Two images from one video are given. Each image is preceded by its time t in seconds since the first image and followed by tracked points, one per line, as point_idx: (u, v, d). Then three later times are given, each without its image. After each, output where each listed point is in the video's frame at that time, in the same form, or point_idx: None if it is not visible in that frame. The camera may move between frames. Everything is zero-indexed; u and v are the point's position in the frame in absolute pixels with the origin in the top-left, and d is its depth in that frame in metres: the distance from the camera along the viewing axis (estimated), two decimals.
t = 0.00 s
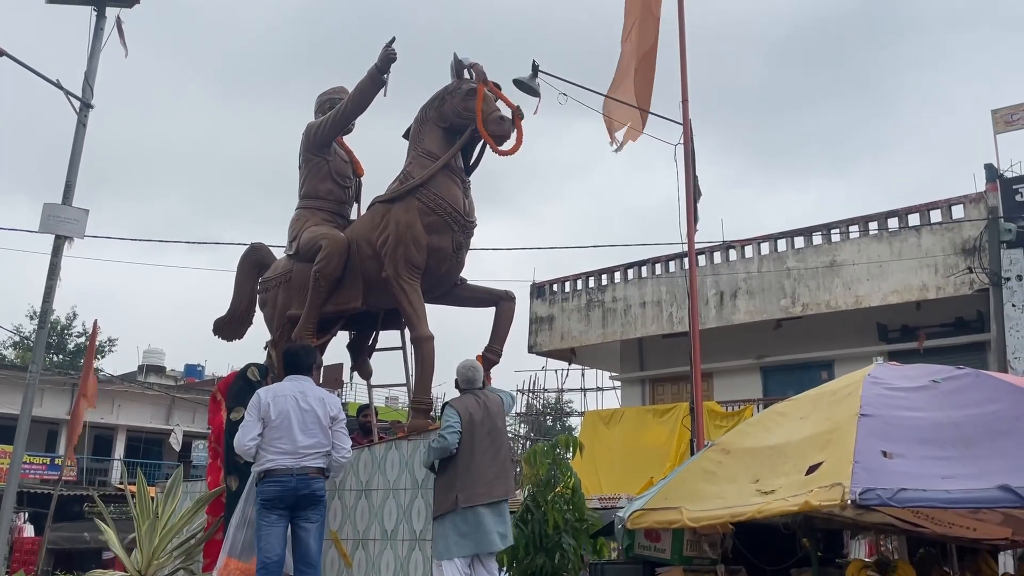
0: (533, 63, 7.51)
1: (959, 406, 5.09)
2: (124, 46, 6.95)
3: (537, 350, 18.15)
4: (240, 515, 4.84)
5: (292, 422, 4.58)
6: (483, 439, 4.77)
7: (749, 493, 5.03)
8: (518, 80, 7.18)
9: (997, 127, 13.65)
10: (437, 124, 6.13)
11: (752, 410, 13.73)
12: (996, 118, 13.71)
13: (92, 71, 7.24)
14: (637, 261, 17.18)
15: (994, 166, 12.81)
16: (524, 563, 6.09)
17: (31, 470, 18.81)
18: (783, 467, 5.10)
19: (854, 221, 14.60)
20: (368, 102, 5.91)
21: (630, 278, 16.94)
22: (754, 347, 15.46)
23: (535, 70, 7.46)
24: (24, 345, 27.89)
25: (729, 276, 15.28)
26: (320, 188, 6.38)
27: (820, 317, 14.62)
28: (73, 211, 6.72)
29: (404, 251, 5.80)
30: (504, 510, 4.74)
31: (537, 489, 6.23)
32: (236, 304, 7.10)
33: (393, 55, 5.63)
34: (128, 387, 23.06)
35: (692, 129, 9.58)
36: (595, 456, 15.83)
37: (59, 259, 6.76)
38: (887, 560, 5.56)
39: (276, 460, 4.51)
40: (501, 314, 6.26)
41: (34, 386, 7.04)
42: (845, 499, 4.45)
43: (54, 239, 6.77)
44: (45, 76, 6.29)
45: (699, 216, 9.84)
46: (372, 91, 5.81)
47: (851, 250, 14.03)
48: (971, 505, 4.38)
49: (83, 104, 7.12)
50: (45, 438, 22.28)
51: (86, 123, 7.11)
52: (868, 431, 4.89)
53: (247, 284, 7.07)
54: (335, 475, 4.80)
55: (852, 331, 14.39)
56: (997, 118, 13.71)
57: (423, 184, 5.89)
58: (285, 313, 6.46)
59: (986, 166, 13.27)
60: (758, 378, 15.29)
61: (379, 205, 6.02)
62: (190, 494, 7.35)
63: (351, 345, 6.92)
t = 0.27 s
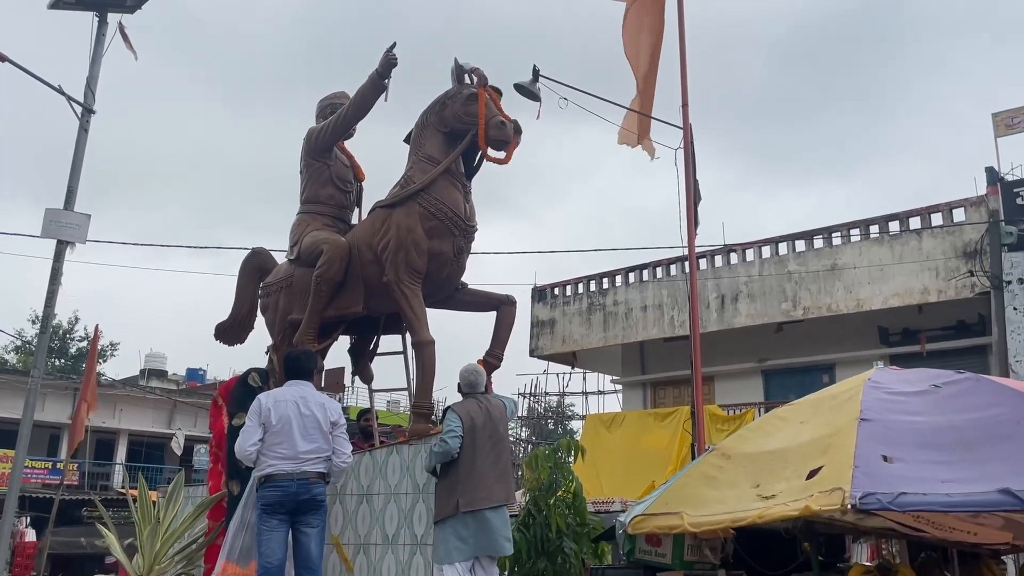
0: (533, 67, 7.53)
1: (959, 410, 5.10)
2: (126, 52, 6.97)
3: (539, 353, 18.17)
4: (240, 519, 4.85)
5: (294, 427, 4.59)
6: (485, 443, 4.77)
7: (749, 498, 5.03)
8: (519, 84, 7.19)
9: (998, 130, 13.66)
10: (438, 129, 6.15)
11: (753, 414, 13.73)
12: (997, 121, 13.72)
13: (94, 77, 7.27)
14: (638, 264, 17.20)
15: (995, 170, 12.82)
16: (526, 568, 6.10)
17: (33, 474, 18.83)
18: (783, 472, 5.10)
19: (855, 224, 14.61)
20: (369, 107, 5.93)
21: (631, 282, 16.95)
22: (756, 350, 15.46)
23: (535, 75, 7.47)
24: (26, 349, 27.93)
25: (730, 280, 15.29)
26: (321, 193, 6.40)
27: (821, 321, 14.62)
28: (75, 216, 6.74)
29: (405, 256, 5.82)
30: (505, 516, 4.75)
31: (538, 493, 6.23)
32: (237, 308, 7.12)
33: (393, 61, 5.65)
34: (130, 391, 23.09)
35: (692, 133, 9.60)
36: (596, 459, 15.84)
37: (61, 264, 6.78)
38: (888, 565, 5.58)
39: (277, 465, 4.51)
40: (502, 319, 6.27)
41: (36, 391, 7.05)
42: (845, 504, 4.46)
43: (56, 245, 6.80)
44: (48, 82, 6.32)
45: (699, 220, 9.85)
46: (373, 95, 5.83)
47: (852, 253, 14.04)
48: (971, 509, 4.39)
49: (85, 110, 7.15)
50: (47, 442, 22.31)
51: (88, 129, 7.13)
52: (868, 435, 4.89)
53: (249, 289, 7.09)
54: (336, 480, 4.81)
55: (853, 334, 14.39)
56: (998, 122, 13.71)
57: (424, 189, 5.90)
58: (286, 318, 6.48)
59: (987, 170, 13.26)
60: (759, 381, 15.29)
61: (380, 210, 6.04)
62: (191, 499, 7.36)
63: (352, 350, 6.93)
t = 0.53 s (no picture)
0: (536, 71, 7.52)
1: (963, 414, 5.08)
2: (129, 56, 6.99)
3: (541, 356, 18.15)
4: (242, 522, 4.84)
5: (297, 432, 4.59)
6: (485, 448, 4.75)
7: (753, 502, 5.01)
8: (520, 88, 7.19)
9: (1001, 132, 13.64)
10: (440, 133, 6.16)
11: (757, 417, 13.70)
12: (1000, 123, 13.70)
13: (97, 82, 7.28)
14: (641, 267, 17.19)
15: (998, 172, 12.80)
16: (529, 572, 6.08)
17: (36, 478, 18.85)
18: (787, 476, 5.08)
19: (858, 227, 14.59)
20: (371, 111, 5.93)
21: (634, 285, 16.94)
22: (759, 353, 15.44)
23: (538, 79, 7.47)
24: (29, 353, 27.95)
25: (733, 282, 15.28)
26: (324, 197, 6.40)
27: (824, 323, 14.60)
28: (77, 220, 6.75)
29: (408, 259, 5.82)
30: (505, 521, 4.71)
31: (541, 497, 6.22)
32: (239, 312, 7.11)
33: (395, 65, 5.65)
34: (133, 395, 23.10)
35: (694, 136, 9.59)
36: (600, 462, 15.82)
37: (64, 269, 6.78)
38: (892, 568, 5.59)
39: (280, 469, 4.51)
40: (504, 322, 6.26)
41: (39, 396, 7.05)
42: (849, 509, 4.44)
43: (59, 249, 6.81)
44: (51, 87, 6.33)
45: (702, 223, 9.84)
46: (376, 99, 5.83)
47: (855, 256, 14.02)
48: (975, 514, 4.37)
49: (88, 114, 7.16)
50: (50, 446, 22.32)
51: (91, 133, 7.14)
52: (872, 440, 4.87)
53: (252, 293, 7.09)
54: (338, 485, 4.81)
55: (856, 337, 14.37)
56: (1000, 123, 13.70)
57: (426, 193, 5.90)
58: (289, 322, 6.48)
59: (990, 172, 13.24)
60: (763, 385, 15.26)
61: (382, 213, 6.04)
62: (194, 503, 7.36)
63: (355, 354, 6.93)
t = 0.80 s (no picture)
0: (540, 74, 7.53)
1: (968, 417, 5.07)
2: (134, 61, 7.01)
3: (546, 359, 18.16)
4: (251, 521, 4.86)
5: (304, 435, 4.60)
6: (472, 453, 4.67)
7: (759, 505, 5.01)
8: (524, 91, 7.20)
9: (1006, 133, 13.62)
10: (444, 136, 6.17)
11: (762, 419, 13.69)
12: (1005, 123, 13.68)
13: (102, 87, 7.31)
14: (645, 269, 17.18)
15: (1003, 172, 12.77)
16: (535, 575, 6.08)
17: (42, 482, 18.89)
18: (793, 479, 5.08)
19: (862, 228, 14.57)
20: (375, 115, 5.95)
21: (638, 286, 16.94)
22: (764, 355, 15.42)
23: (542, 81, 7.48)
24: (34, 357, 28.02)
25: (737, 284, 15.26)
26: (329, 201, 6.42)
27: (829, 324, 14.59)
28: (83, 224, 6.77)
29: (412, 263, 5.82)
30: (496, 526, 4.63)
31: (546, 499, 6.23)
32: (244, 316, 7.13)
33: (399, 68, 5.66)
34: (138, 398, 23.15)
35: (698, 138, 9.59)
36: (605, 465, 15.81)
37: (70, 273, 6.80)
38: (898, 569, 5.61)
39: (286, 473, 4.51)
40: (509, 325, 6.27)
41: (45, 400, 7.07)
42: (856, 511, 4.44)
43: (64, 254, 6.83)
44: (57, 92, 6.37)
45: (706, 225, 9.84)
46: (380, 103, 5.85)
47: (860, 257, 14.00)
48: (982, 517, 4.36)
49: (93, 119, 7.19)
50: (56, 450, 22.37)
51: (96, 138, 7.17)
52: (878, 442, 4.87)
53: (256, 297, 7.11)
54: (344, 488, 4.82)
55: (861, 338, 14.35)
56: (1005, 124, 13.68)
57: (431, 197, 5.91)
58: (294, 325, 6.49)
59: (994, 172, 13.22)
60: (768, 386, 15.24)
61: (387, 217, 6.05)
62: (200, 506, 7.38)
63: (360, 357, 6.94)
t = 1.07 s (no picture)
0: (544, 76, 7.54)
1: (975, 416, 5.06)
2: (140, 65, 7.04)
3: (551, 360, 18.15)
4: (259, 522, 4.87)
5: (311, 436, 4.61)
6: (458, 455, 4.57)
7: (766, 506, 5.00)
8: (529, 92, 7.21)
9: (1012, 132, 13.58)
10: (449, 138, 6.18)
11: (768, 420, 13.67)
12: (1011, 123, 13.64)
13: (108, 90, 7.34)
14: (651, 270, 17.17)
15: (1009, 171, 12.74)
16: None
17: (49, 485, 18.94)
18: (800, 479, 5.08)
19: (868, 228, 14.54)
20: (380, 117, 5.96)
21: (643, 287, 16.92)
22: (770, 356, 15.39)
23: (546, 83, 7.48)
24: (41, 360, 28.10)
25: (743, 285, 15.24)
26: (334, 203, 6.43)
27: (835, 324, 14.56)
28: (90, 228, 6.80)
29: (417, 265, 5.84)
30: (485, 530, 4.52)
31: (553, 500, 6.24)
32: (250, 319, 7.14)
33: (405, 71, 5.67)
34: (145, 401, 23.20)
35: (703, 139, 9.59)
36: (611, 466, 15.79)
37: (77, 276, 6.83)
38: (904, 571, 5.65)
39: (293, 475, 4.52)
40: (514, 327, 6.27)
41: (52, 403, 7.10)
42: (863, 511, 4.43)
43: (71, 257, 6.85)
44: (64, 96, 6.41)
45: (712, 226, 9.83)
46: (385, 105, 5.86)
47: (866, 257, 13.98)
48: (989, 516, 4.35)
49: (99, 123, 7.22)
50: (63, 452, 22.43)
51: (102, 142, 7.20)
52: (885, 442, 4.86)
53: (263, 299, 7.12)
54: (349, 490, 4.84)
55: (867, 338, 14.32)
56: (1011, 123, 13.64)
57: (436, 198, 5.92)
58: (300, 327, 6.51)
59: (1001, 172, 13.20)
60: (774, 387, 15.21)
61: (392, 219, 6.06)
62: (207, 508, 7.39)
63: (365, 359, 6.95)
